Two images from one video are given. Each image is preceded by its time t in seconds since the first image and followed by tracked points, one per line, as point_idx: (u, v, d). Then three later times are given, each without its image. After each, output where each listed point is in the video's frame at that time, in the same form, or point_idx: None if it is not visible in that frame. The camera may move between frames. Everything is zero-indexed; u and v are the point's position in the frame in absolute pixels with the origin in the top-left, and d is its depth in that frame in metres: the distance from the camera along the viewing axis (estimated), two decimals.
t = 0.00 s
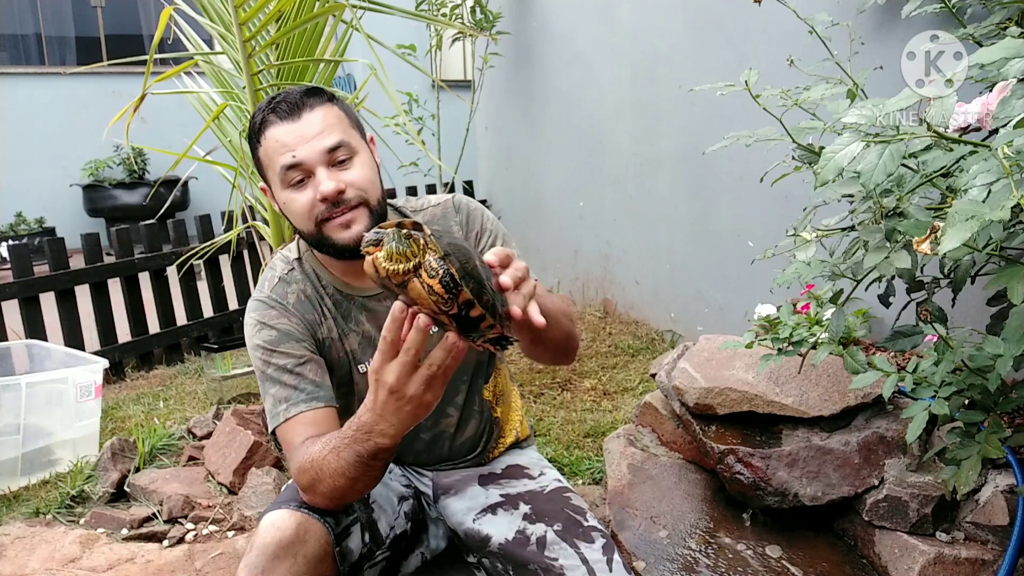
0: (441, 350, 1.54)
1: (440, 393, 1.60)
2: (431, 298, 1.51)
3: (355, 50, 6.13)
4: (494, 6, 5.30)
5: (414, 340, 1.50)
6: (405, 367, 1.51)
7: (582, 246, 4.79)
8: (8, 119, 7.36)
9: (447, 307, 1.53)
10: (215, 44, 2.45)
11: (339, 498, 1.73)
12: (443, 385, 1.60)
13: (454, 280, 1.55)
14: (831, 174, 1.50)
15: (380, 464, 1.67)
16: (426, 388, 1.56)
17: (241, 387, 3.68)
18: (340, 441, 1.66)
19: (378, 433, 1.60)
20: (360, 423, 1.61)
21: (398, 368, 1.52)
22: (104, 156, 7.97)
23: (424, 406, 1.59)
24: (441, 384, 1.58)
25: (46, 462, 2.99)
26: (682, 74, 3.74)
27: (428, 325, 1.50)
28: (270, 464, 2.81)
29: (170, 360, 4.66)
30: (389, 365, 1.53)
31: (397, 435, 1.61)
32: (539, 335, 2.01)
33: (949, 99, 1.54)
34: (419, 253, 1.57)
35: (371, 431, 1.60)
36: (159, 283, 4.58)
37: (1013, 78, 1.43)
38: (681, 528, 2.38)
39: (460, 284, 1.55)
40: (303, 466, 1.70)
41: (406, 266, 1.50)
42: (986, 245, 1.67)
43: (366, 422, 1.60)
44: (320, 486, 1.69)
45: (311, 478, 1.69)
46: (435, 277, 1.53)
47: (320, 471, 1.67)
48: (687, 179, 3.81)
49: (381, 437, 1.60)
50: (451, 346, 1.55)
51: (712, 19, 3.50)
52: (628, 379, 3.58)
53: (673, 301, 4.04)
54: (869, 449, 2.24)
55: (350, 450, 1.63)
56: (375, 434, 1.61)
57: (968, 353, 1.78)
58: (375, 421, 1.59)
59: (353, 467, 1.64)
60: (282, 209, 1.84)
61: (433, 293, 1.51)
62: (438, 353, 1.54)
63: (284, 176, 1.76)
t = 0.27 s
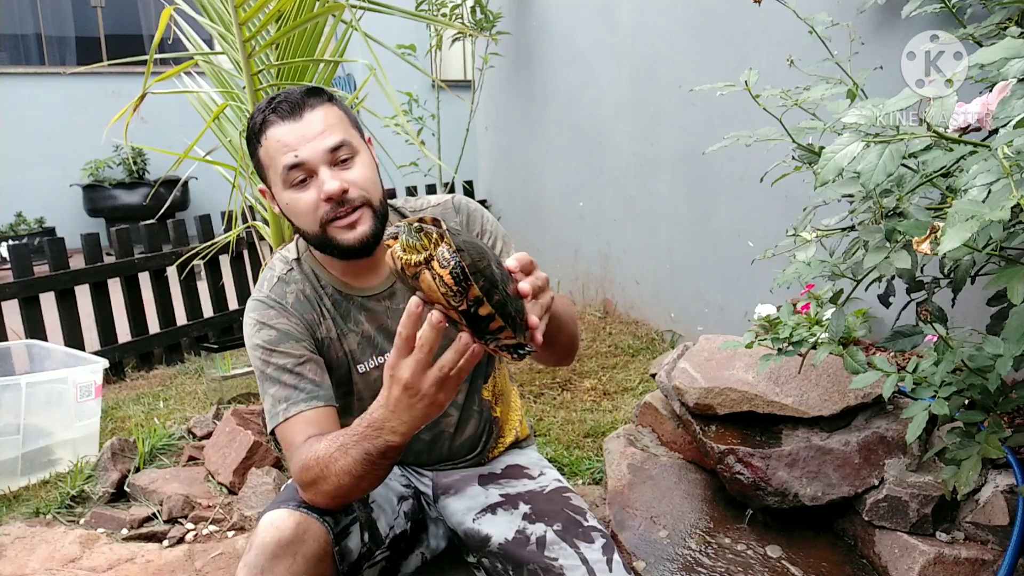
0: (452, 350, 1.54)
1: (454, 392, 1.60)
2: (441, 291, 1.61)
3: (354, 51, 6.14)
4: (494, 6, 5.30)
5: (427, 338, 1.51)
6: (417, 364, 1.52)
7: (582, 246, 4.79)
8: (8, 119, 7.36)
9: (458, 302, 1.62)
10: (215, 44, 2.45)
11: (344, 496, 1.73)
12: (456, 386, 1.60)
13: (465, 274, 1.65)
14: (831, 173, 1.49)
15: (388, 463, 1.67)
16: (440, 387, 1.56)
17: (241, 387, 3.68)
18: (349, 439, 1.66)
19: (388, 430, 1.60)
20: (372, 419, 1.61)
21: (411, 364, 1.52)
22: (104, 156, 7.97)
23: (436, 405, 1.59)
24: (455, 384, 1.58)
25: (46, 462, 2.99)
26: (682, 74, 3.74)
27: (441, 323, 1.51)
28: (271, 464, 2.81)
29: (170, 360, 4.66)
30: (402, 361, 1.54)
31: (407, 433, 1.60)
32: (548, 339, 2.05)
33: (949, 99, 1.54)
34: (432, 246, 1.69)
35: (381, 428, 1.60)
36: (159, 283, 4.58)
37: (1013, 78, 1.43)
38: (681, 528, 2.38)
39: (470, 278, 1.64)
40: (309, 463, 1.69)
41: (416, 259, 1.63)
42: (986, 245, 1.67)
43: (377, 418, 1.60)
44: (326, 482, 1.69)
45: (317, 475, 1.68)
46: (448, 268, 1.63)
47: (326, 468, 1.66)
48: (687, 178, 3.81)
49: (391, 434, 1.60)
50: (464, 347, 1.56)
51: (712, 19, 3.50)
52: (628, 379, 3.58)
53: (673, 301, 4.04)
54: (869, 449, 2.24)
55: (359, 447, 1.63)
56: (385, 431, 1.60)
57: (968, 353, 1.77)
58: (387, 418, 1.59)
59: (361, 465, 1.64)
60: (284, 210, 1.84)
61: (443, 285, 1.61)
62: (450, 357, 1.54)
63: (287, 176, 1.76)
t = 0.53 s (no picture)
0: (463, 352, 1.54)
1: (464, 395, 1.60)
2: (451, 288, 1.70)
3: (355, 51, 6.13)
4: (494, 6, 5.30)
5: (439, 338, 1.50)
6: (429, 361, 1.52)
7: (582, 247, 4.79)
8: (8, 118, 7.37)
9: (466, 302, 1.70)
10: (215, 44, 2.45)
11: (348, 495, 1.73)
12: (466, 389, 1.60)
13: (475, 274, 1.72)
14: (830, 173, 1.49)
15: (395, 462, 1.68)
16: (449, 389, 1.56)
17: (241, 387, 3.68)
18: (355, 437, 1.66)
19: (396, 428, 1.60)
20: (382, 416, 1.62)
21: (423, 361, 1.53)
22: (104, 156, 7.97)
23: (444, 406, 1.59)
24: (465, 386, 1.58)
25: (46, 462, 2.99)
26: (681, 74, 3.74)
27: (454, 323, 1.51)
28: (271, 464, 2.81)
29: (170, 360, 4.66)
30: (414, 358, 1.54)
31: (415, 432, 1.61)
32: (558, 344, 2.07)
33: (948, 99, 1.54)
34: (446, 244, 1.78)
35: (389, 426, 1.61)
36: (159, 283, 4.58)
37: (1012, 78, 1.43)
38: (681, 528, 2.38)
39: (480, 278, 1.72)
40: (314, 460, 1.69)
41: (433, 254, 1.74)
42: (985, 245, 1.67)
43: (386, 415, 1.61)
44: (331, 480, 1.69)
45: (322, 472, 1.68)
46: (460, 271, 1.70)
47: (332, 464, 1.67)
48: (687, 178, 3.82)
49: (399, 432, 1.61)
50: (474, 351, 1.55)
51: (712, 19, 3.50)
52: (628, 379, 3.58)
53: (673, 301, 4.04)
54: (869, 449, 2.24)
55: (367, 444, 1.64)
56: (393, 428, 1.61)
57: (968, 353, 1.77)
58: (395, 416, 1.60)
59: (368, 462, 1.64)
60: (286, 209, 1.84)
61: (453, 283, 1.70)
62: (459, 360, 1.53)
63: (290, 175, 1.77)
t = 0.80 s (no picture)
0: (466, 351, 1.55)
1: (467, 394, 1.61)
2: (453, 285, 1.69)
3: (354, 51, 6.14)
4: (494, 6, 5.30)
5: (443, 336, 1.50)
6: (433, 358, 1.53)
7: (583, 246, 4.79)
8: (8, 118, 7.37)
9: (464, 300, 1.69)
10: (215, 44, 2.45)
11: (349, 493, 1.73)
12: (469, 388, 1.61)
13: (477, 273, 1.71)
14: (830, 173, 1.49)
15: (397, 460, 1.69)
16: (454, 385, 1.58)
17: (241, 387, 3.68)
18: (358, 435, 1.67)
19: (400, 425, 1.61)
20: (387, 413, 1.64)
21: (428, 357, 1.54)
22: (104, 156, 7.97)
23: (447, 404, 1.60)
24: (468, 384, 1.60)
25: (46, 462, 2.99)
26: (681, 74, 3.74)
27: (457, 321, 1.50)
28: (271, 464, 2.81)
29: (170, 360, 4.66)
30: (419, 354, 1.55)
31: (418, 431, 1.62)
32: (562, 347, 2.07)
33: (948, 99, 1.54)
34: (452, 241, 1.77)
35: (393, 423, 1.62)
36: (159, 283, 4.58)
37: (1012, 78, 1.43)
38: (681, 528, 2.38)
39: (482, 277, 1.71)
40: (316, 457, 1.69)
41: (438, 250, 1.75)
42: (985, 245, 1.67)
43: (390, 412, 1.63)
44: (333, 478, 1.68)
45: (324, 469, 1.68)
46: (463, 267, 1.70)
47: (334, 461, 1.67)
48: (687, 178, 3.82)
49: (402, 429, 1.62)
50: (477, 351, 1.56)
51: (712, 19, 3.50)
52: (628, 379, 3.58)
53: (673, 301, 4.04)
54: (869, 449, 2.24)
55: (370, 441, 1.64)
56: (397, 425, 1.62)
57: (968, 353, 1.78)
58: (399, 413, 1.61)
59: (371, 459, 1.65)
60: (289, 211, 1.84)
61: (454, 279, 1.69)
62: (465, 357, 1.54)
63: (293, 178, 1.76)
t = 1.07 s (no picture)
0: (465, 347, 1.54)
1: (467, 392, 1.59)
2: (450, 279, 1.71)
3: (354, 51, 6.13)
4: (494, 6, 5.30)
5: (446, 335, 1.49)
6: (434, 355, 1.52)
7: (582, 246, 4.79)
8: (8, 119, 7.37)
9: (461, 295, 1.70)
10: (215, 44, 2.45)
11: (348, 492, 1.72)
12: (469, 387, 1.59)
13: (473, 268, 1.72)
14: (830, 173, 1.49)
15: (397, 459, 1.68)
16: (452, 382, 1.56)
17: (241, 387, 3.68)
18: (358, 433, 1.67)
19: (399, 422, 1.61)
20: (387, 409, 1.63)
21: (429, 353, 1.53)
22: (104, 156, 7.98)
23: (447, 402, 1.58)
24: (467, 382, 1.58)
25: (46, 462, 2.99)
26: (681, 74, 3.74)
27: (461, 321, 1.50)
28: (271, 464, 2.81)
29: (170, 360, 4.66)
30: (420, 350, 1.54)
31: (417, 429, 1.61)
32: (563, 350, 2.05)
33: (948, 99, 1.54)
34: (449, 236, 1.79)
35: (392, 420, 1.62)
36: (159, 283, 4.58)
37: (1012, 78, 1.43)
38: (681, 528, 2.38)
39: (478, 270, 1.72)
40: (316, 455, 1.70)
41: (435, 244, 1.78)
42: (985, 245, 1.67)
43: (390, 409, 1.62)
44: (331, 475, 1.68)
45: (323, 466, 1.69)
46: (459, 263, 1.71)
47: (334, 459, 1.67)
48: (687, 178, 3.82)
49: (402, 426, 1.61)
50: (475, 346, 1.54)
51: (713, 19, 3.50)
52: (628, 379, 3.58)
53: (673, 301, 4.04)
54: (869, 449, 2.24)
55: (369, 439, 1.64)
56: (397, 422, 1.61)
57: (968, 353, 1.78)
58: (398, 410, 1.61)
59: (369, 456, 1.65)
60: (289, 213, 1.84)
61: (451, 274, 1.71)
62: (462, 353, 1.53)
63: (295, 180, 1.77)
